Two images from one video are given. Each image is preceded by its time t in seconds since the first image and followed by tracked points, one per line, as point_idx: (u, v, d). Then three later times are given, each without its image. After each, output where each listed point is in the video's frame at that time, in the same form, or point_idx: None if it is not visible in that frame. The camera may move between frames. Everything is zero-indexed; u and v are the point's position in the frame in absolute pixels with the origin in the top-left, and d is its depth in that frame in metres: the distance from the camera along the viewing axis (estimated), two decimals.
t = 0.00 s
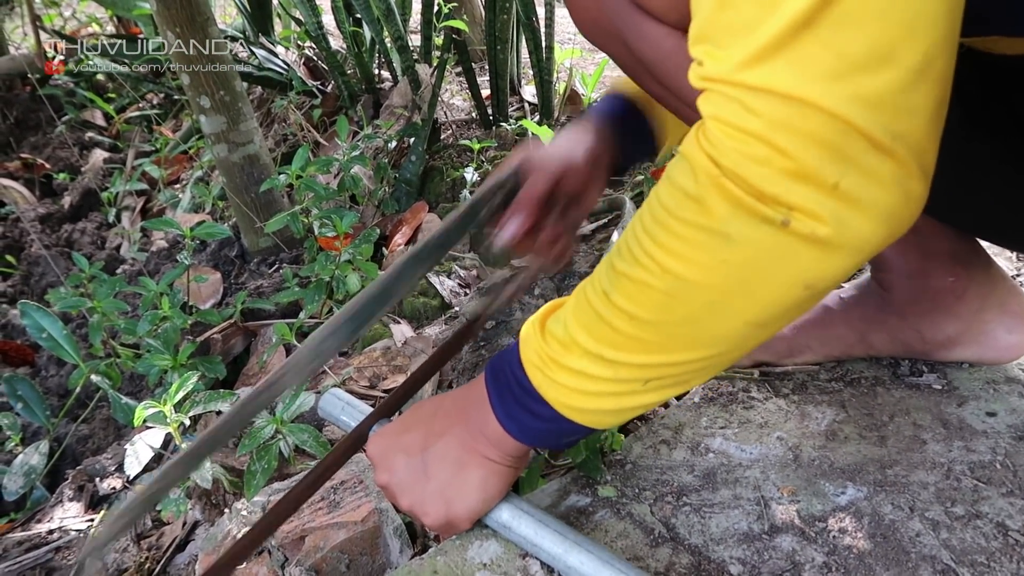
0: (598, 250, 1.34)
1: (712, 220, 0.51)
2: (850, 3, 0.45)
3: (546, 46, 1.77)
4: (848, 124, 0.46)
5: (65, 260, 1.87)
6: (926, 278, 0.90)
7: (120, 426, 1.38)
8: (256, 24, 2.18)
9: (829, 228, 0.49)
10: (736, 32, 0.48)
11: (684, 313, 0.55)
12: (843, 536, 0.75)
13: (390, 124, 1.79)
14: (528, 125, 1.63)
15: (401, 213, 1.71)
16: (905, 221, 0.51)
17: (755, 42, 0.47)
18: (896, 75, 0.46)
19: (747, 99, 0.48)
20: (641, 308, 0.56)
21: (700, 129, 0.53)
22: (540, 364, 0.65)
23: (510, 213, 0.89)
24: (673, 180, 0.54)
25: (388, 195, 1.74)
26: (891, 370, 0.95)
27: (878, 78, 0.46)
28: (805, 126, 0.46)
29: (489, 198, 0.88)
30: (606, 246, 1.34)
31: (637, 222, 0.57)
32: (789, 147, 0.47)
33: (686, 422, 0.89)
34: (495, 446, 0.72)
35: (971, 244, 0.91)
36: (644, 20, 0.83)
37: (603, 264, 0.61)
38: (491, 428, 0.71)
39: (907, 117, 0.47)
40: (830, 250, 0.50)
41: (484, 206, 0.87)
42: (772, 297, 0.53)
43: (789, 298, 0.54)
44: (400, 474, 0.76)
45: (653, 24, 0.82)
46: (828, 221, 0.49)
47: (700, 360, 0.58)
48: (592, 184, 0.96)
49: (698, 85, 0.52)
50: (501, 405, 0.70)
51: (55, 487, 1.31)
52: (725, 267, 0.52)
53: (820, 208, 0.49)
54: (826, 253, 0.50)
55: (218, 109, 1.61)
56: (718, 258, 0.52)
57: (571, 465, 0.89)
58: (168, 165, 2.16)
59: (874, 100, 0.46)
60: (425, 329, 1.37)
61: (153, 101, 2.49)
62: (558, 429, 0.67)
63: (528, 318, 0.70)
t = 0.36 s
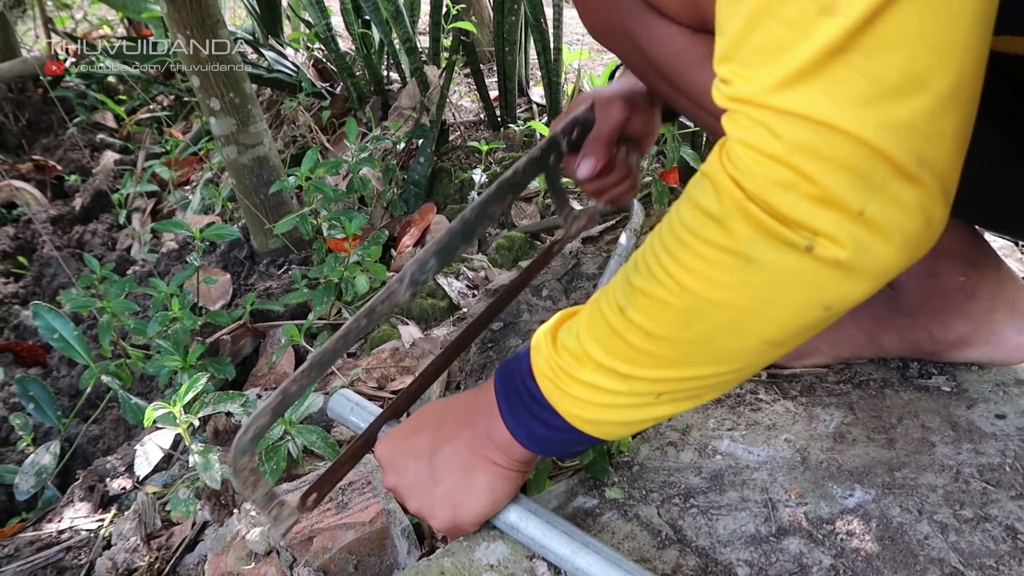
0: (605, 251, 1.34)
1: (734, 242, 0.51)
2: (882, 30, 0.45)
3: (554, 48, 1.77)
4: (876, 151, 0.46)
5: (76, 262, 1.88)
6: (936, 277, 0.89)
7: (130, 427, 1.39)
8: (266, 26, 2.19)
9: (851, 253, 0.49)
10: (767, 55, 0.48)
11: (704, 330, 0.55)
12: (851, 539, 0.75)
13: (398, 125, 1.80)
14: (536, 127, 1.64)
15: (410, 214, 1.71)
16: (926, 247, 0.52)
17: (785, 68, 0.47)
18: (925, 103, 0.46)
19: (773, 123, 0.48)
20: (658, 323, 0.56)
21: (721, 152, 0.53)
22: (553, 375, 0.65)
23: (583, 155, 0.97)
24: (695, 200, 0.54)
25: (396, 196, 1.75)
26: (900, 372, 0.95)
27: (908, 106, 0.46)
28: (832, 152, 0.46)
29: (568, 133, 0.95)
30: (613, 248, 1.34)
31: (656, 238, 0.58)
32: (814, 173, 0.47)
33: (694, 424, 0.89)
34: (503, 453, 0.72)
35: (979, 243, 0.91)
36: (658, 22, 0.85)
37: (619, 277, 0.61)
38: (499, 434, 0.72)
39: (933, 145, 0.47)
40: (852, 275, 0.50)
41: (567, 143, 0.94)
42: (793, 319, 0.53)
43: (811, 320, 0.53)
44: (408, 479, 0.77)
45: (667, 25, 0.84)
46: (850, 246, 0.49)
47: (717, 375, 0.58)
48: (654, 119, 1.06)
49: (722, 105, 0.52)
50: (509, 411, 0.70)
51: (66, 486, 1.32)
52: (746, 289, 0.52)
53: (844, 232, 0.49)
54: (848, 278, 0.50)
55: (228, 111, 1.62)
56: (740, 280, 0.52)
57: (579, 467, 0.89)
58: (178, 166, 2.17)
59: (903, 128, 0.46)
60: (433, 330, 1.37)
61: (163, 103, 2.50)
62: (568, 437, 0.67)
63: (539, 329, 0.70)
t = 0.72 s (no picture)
0: (609, 255, 1.34)
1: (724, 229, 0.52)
2: (877, 12, 0.45)
3: (557, 51, 1.77)
4: (864, 136, 0.46)
5: (84, 266, 1.89)
6: (939, 286, 0.90)
7: (137, 430, 1.40)
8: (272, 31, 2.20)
9: (836, 238, 0.49)
10: (765, 35, 0.48)
11: (692, 322, 0.55)
12: (853, 542, 0.75)
13: (403, 129, 1.80)
14: (540, 130, 1.64)
15: (414, 218, 1.72)
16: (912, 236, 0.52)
17: (777, 49, 0.47)
18: (917, 88, 0.46)
19: (763, 105, 0.48)
20: (648, 315, 0.56)
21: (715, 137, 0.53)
22: (547, 373, 0.65)
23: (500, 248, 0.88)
24: (687, 188, 0.55)
25: (401, 200, 1.75)
26: (903, 375, 0.95)
27: (901, 89, 0.46)
28: (820, 135, 0.47)
29: (482, 229, 0.85)
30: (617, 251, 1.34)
31: (648, 230, 0.58)
32: (804, 156, 0.47)
33: (696, 427, 0.90)
34: (500, 458, 0.72)
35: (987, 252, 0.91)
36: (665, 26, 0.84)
37: (612, 272, 0.61)
38: (496, 440, 0.72)
39: (924, 132, 0.47)
40: (837, 261, 0.51)
41: (478, 242, 0.84)
42: (780, 308, 0.54)
43: (797, 309, 0.54)
44: (410, 486, 0.78)
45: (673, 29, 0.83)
46: (836, 232, 0.49)
47: (705, 369, 0.59)
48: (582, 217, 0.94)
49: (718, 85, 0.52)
50: (507, 418, 0.70)
51: (74, 489, 1.33)
52: (733, 277, 0.53)
53: (830, 217, 0.49)
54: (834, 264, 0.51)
55: (234, 116, 1.63)
56: (728, 268, 0.52)
57: (583, 469, 0.89)
58: (185, 170, 2.18)
59: (893, 112, 0.46)
60: (438, 333, 1.38)
61: (170, 107, 2.52)
62: (565, 440, 0.67)
63: (537, 327, 0.71)
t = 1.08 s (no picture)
0: (618, 256, 1.34)
1: (745, 222, 0.53)
2: (908, 10, 0.46)
3: (566, 52, 1.78)
4: (890, 130, 0.47)
5: (94, 266, 1.90)
6: (955, 291, 0.91)
7: (147, 430, 1.41)
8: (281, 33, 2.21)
9: (856, 231, 0.50)
10: (796, 30, 0.49)
11: (710, 313, 0.56)
12: (865, 543, 0.75)
13: (411, 130, 1.80)
14: (549, 131, 1.64)
15: (423, 218, 1.71)
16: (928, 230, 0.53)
17: (807, 44, 0.48)
18: (944, 83, 0.47)
19: (791, 99, 0.49)
20: (666, 308, 0.57)
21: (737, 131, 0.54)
22: (559, 365, 0.66)
23: (446, 304, 0.88)
24: (708, 182, 0.56)
25: (409, 201, 1.75)
26: (915, 376, 0.95)
27: (928, 84, 0.47)
28: (846, 128, 0.48)
29: (427, 277, 0.85)
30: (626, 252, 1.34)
31: (667, 225, 0.59)
32: (828, 150, 0.49)
33: (707, 428, 0.89)
34: (513, 453, 0.72)
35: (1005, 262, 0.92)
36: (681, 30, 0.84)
37: (629, 267, 0.62)
38: (509, 435, 0.72)
39: (948, 127, 0.48)
40: (856, 254, 0.52)
41: (427, 289, 0.84)
42: (798, 300, 0.54)
43: (813, 302, 0.55)
44: (420, 480, 0.77)
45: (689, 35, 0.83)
46: (857, 224, 0.50)
47: (721, 362, 0.59)
48: (536, 265, 0.99)
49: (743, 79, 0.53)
50: (520, 412, 0.70)
51: (84, 489, 1.33)
52: (753, 269, 0.53)
53: (852, 210, 0.50)
54: (853, 257, 0.52)
55: (244, 117, 1.63)
56: (748, 260, 0.53)
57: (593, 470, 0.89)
58: (194, 172, 2.19)
59: (921, 107, 0.47)
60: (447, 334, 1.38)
61: (179, 109, 2.53)
62: (578, 433, 0.67)
63: (551, 322, 0.71)
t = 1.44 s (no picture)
0: (617, 256, 1.34)
1: (743, 244, 0.51)
2: (905, 32, 0.44)
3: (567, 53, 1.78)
4: (888, 156, 0.46)
5: (96, 266, 1.90)
6: (954, 289, 0.88)
7: (147, 430, 1.41)
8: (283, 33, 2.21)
9: (856, 256, 0.49)
10: (787, 56, 0.47)
11: (708, 332, 0.55)
12: (863, 544, 0.74)
13: (412, 130, 1.81)
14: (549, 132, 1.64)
15: (424, 219, 1.71)
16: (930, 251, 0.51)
17: (801, 68, 0.46)
18: (941, 108, 0.45)
19: (784, 123, 0.47)
20: (664, 324, 0.56)
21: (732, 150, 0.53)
22: (558, 372, 0.65)
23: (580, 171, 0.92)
24: (702, 201, 0.54)
25: (410, 201, 1.75)
26: (914, 377, 0.95)
27: (926, 110, 0.45)
28: (843, 155, 0.46)
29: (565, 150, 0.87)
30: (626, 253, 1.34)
31: (663, 239, 0.58)
32: (825, 174, 0.47)
33: (705, 428, 0.89)
34: (508, 453, 0.72)
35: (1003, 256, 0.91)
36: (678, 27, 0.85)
37: (625, 280, 0.61)
38: (504, 434, 0.72)
39: (947, 151, 0.47)
40: (857, 278, 0.50)
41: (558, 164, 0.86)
42: (798, 321, 0.53)
43: (814, 322, 0.53)
44: (418, 481, 0.78)
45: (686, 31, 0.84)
46: (857, 248, 0.49)
47: (720, 376, 0.58)
48: (648, 139, 1.00)
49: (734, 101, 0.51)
50: (516, 413, 0.70)
51: (84, 489, 1.34)
52: (750, 291, 0.52)
53: (851, 236, 0.48)
54: (854, 281, 0.50)
55: (245, 118, 1.63)
56: (745, 283, 0.52)
57: (591, 470, 0.89)
58: (196, 172, 2.19)
59: (917, 132, 0.45)
60: (446, 334, 1.38)
61: (182, 109, 2.53)
62: (574, 436, 0.67)
63: (548, 327, 0.70)
